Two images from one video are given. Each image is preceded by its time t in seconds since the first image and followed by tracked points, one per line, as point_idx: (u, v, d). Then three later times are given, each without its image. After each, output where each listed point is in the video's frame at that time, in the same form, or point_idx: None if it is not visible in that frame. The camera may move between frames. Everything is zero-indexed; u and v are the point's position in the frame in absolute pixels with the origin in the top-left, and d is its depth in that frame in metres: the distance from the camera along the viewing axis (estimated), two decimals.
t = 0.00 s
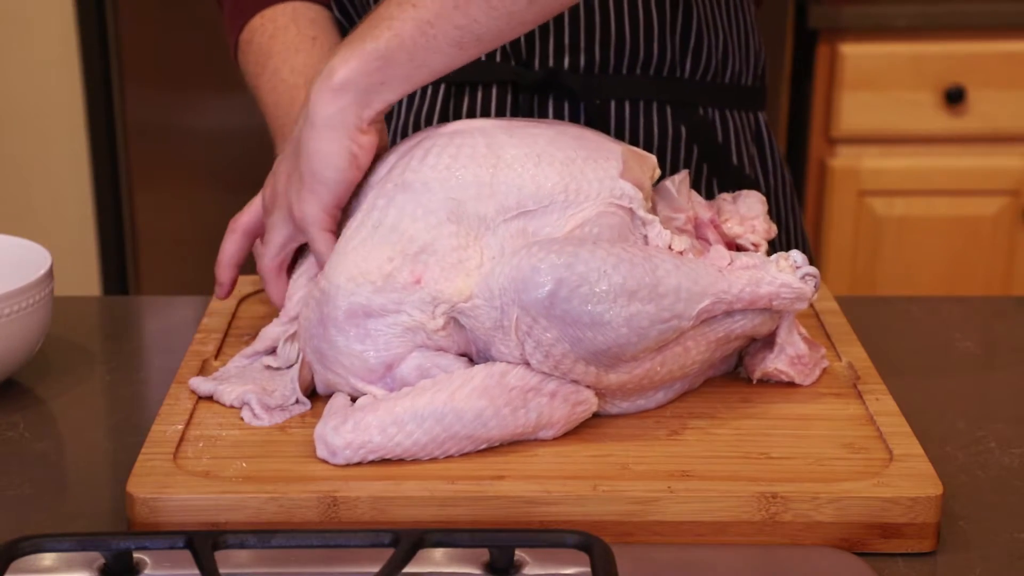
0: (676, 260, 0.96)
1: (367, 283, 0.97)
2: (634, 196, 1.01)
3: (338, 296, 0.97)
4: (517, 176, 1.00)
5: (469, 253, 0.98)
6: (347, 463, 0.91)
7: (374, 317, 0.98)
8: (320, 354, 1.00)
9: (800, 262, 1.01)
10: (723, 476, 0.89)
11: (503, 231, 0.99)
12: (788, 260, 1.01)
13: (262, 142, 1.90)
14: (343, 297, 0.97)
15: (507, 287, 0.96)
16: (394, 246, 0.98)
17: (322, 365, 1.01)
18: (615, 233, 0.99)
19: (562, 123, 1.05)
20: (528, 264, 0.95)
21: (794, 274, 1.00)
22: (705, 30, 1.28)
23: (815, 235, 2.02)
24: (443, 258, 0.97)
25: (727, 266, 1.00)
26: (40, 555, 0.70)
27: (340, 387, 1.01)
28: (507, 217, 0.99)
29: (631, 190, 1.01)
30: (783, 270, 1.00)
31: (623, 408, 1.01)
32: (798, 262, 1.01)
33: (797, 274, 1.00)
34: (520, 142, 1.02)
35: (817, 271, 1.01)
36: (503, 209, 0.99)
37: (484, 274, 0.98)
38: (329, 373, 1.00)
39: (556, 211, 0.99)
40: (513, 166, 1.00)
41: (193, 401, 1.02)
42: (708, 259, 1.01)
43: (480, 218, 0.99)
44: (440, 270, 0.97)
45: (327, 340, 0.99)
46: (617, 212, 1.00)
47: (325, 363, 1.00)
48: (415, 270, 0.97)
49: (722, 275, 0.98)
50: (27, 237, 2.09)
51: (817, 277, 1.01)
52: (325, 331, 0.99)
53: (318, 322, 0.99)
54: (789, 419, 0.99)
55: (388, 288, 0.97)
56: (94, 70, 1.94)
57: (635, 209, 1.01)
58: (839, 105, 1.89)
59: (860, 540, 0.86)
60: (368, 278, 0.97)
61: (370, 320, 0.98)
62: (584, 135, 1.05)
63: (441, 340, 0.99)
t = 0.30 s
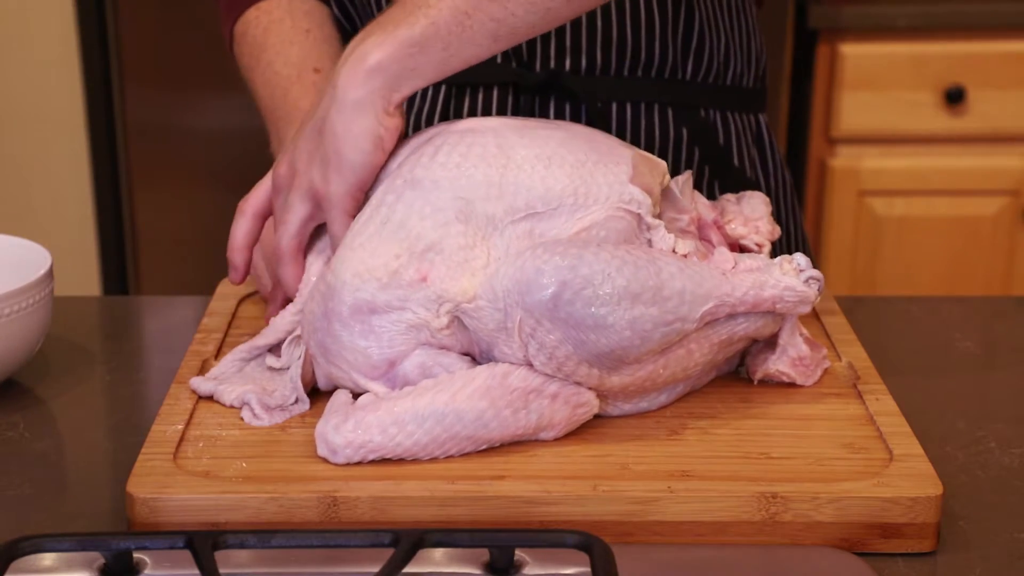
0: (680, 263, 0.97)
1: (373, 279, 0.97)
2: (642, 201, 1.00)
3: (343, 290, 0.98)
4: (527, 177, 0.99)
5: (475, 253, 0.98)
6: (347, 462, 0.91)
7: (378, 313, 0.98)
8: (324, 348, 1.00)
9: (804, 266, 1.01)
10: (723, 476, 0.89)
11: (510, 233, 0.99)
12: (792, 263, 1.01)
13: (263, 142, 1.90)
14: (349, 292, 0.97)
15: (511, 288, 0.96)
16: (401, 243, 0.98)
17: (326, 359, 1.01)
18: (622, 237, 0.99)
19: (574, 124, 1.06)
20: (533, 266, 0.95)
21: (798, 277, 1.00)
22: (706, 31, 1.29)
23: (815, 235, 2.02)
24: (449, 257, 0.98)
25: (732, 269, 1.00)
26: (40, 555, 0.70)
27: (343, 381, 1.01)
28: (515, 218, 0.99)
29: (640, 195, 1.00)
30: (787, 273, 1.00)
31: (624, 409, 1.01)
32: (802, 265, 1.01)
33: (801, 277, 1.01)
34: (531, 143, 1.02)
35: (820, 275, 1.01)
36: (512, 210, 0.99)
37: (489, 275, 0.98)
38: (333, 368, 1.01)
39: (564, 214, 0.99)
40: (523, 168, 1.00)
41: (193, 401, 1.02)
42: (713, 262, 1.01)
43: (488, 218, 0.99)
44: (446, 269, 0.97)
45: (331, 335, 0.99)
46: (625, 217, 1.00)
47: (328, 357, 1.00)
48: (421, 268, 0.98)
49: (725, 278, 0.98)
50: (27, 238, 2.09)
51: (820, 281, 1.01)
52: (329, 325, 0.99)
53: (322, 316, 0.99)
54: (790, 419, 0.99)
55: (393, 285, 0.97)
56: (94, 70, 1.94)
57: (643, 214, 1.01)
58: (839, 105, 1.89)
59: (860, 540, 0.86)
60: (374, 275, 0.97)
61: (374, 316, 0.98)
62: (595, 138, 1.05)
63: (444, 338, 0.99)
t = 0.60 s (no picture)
0: (668, 252, 0.98)
1: (367, 270, 0.99)
2: (631, 188, 1.02)
3: (338, 284, 0.99)
4: (517, 166, 1.00)
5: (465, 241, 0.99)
6: (343, 458, 0.91)
7: (374, 305, 0.99)
8: (320, 343, 1.00)
9: (796, 256, 1.01)
10: (723, 476, 0.90)
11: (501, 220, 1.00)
12: (785, 254, 1.01)
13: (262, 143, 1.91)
14: (345, 284, 0.99)
15: (499, 275, 0.97)
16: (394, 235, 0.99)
17: (323, 355, 1.01)
18: (612, 222, 1.00)
19: (571, 88, 1.08)
20: (520, 252, 0.96)
21: (789, 267, 1.00)
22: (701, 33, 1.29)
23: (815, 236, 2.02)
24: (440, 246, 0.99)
25: (724, 260, 1.00)
26: (40, 554, 0.70)
27: (341, 379, 1.00)
28: (505, 209, 1.00)
29: (629, 183, 1.02)
30: (779, 264, 1.01)
31: (619, 403, 1.01)
32: (794, 256, 1.01)
33: (793, 268, 1.00)
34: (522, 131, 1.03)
35: (813, 265, 1.01)
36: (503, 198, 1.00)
37: (479, 263, 0.99)
38: (329, 363, 1.00)
39: (552, 198, 1.00)
40: (513, 155, 1.01)
41: (193, 401, 1.02)
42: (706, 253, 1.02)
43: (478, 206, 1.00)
44: (437, 259, 0.99)
45: (325, 326, 1.00)
46: (615, 203, 1.01)
47: (326, 353, 1.00)
48: (414, 259, 0.99)
49: (716, 267, 0.98)
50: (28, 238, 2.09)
51: (813, 271, 1.01)
52: (325, 318, 1.00)
53: (320, 311, 1.01)
54: (789, 419, 0.99)
55: (387, 275, 0.99)
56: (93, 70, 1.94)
57: (632, 201, 1.02)
58: (839, 105, 1.89)
59: (861, 540, 0.86)
60: (369, 265, 0.99)
61: (371, 308, 0.99)
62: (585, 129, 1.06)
63: (438, 329, 1.00)
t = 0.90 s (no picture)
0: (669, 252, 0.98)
1: (370, 269, 0.98)
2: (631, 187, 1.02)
3: (341, 282, 0.97)
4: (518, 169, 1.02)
5: (465, 242, 0.99)
6: (343, 459, 0.91)
7: (375, 304, 0.98)
8: (321, 343, 1.00)
9: (797, 258, 1.01)
10: (722, 476, 0.90)
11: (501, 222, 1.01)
12: (785, 257, 1.01)
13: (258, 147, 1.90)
14: (346, 283, 0.97)
15: (501, 275, 0.98)
16: (396, 235, 0.99)
17: (323, 355, 1.00)
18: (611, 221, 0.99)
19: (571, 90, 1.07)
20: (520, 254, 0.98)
21: (790, 269, 1.01)
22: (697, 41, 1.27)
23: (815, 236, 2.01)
24: (441, 248, 0.99)
25: (724, 260, 1.00)
26: (40, 554, 0.70)
27: (340, 378, 1.00)
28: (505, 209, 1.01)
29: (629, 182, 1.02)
30: (779, 266, 1.01)
31: (618, 403, 1.01)
32: (794, 258, 1.01)
33: (793, 269, 1.01)
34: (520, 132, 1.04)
35: (813, 267, 1.01)
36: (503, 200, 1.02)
37: (479, 264, 0.99)
38: (330, 363, 1.00)
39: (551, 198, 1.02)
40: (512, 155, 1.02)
41: (194, 400, 1.02)
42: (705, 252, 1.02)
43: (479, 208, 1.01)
44: (438, 260, 0.99)
45: (328, 327, 0.99)
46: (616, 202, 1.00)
47: (326, 352, 1.00)
48: (415, 258, 0.99)
49: (715, 269, 0.99)
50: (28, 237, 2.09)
51: (813, 273, 1.01)
52: (327, 317, 0.99)
53: (321, 310, 0.99)
54: (789, 419, 0.99)
55: (389, 274, 0.98)
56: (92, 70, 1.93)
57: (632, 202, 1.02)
58: (839, 106, 1.89)
59: (861, 540, 0.86)
60: (371, 265, 0.98)
61: (371, 307, 0.98)
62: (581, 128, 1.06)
63: (439, 329, 0.99)
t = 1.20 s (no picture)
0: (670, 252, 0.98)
1: (369, 272, 0.98)
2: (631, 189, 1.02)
3: (340, 284, 0.97)
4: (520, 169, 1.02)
5: (464, 243, 0.99)
6: (343, 459, 0.91)
7: (374, 305, 0.98)
8: (320, 344, 1.00)
9: (796, 257, 1.01)
10: (722, 476, 0.90)
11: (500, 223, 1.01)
12: (785, 255, 1.01)
13: (260, 152, 1.91)
14: (345, 285, 0.97)
15: (501, 276, 0.98)
16: (394, 237, 0.99)
17: (323, 356, 1.00)
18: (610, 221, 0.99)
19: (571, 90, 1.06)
20: (521, 255, 0.97)
21: (790, 268, 1.00)
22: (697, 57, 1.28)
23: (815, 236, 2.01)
24: (440, 249, 0.99)
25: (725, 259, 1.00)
26: (40, 554, 0.70)
27: (339, 379, 1.00)
28: (505, 209, 1.01)
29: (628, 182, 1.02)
30: (779, 265, 1.00)
31: (617, 403, 1.01)
32: (794, 257, 1.01)
33: (793, 268, 1.01)
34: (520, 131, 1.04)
35: (813, 266, 1.01)
36: (502, 201, 1.02)
37: (478, 265, 0.99)
38: (330, 364, 1.00)
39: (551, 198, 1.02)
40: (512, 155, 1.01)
41: (194, 401, 1.02)
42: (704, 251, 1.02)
43: (479, 209, 1.01)
44: (438, 261, 0.98)
45: (327, 329, 0.99)
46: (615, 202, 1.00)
47: (326, 353, 1.00)
48: (415, 259, 0.98)
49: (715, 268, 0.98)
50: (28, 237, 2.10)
51: (812, 272, 1.01)
52: (326, 319, 0.98)
53: (320, 312, 0.99)
54: (788, 419, 0.99)
55: (388, 276, 0.98)
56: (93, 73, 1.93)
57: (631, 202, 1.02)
58: (839, 105, 1.89)
59: (861, 540, 0.86)
60: (370, 267, 0.98)
61: (370, 309, 0.98)
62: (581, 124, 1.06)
63: (438, 330, 1.00)
